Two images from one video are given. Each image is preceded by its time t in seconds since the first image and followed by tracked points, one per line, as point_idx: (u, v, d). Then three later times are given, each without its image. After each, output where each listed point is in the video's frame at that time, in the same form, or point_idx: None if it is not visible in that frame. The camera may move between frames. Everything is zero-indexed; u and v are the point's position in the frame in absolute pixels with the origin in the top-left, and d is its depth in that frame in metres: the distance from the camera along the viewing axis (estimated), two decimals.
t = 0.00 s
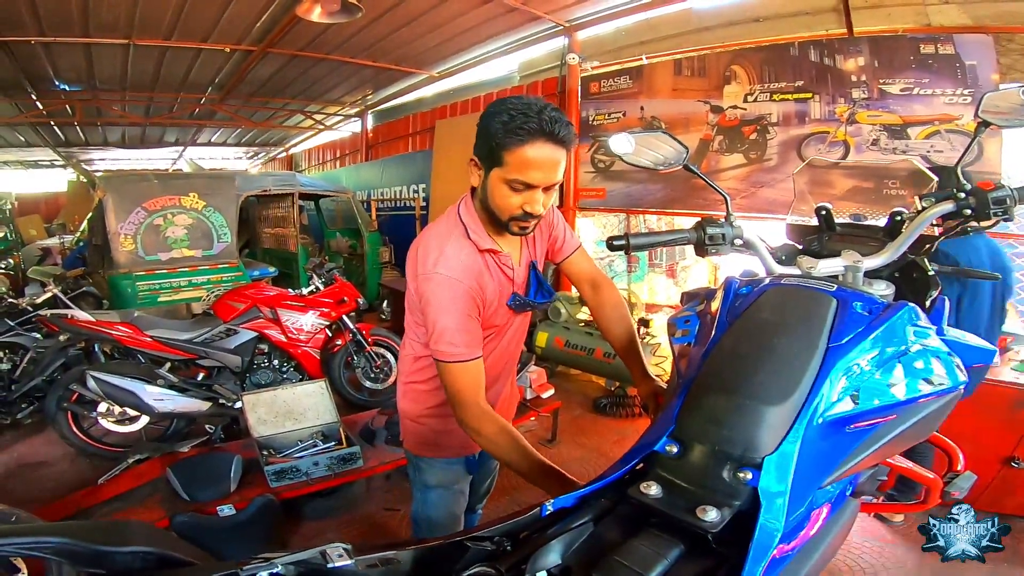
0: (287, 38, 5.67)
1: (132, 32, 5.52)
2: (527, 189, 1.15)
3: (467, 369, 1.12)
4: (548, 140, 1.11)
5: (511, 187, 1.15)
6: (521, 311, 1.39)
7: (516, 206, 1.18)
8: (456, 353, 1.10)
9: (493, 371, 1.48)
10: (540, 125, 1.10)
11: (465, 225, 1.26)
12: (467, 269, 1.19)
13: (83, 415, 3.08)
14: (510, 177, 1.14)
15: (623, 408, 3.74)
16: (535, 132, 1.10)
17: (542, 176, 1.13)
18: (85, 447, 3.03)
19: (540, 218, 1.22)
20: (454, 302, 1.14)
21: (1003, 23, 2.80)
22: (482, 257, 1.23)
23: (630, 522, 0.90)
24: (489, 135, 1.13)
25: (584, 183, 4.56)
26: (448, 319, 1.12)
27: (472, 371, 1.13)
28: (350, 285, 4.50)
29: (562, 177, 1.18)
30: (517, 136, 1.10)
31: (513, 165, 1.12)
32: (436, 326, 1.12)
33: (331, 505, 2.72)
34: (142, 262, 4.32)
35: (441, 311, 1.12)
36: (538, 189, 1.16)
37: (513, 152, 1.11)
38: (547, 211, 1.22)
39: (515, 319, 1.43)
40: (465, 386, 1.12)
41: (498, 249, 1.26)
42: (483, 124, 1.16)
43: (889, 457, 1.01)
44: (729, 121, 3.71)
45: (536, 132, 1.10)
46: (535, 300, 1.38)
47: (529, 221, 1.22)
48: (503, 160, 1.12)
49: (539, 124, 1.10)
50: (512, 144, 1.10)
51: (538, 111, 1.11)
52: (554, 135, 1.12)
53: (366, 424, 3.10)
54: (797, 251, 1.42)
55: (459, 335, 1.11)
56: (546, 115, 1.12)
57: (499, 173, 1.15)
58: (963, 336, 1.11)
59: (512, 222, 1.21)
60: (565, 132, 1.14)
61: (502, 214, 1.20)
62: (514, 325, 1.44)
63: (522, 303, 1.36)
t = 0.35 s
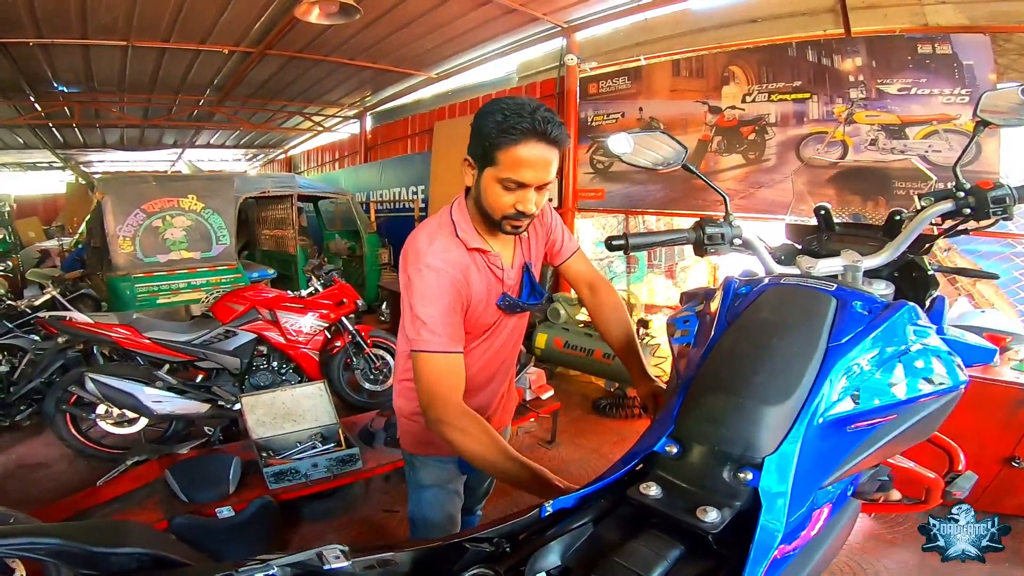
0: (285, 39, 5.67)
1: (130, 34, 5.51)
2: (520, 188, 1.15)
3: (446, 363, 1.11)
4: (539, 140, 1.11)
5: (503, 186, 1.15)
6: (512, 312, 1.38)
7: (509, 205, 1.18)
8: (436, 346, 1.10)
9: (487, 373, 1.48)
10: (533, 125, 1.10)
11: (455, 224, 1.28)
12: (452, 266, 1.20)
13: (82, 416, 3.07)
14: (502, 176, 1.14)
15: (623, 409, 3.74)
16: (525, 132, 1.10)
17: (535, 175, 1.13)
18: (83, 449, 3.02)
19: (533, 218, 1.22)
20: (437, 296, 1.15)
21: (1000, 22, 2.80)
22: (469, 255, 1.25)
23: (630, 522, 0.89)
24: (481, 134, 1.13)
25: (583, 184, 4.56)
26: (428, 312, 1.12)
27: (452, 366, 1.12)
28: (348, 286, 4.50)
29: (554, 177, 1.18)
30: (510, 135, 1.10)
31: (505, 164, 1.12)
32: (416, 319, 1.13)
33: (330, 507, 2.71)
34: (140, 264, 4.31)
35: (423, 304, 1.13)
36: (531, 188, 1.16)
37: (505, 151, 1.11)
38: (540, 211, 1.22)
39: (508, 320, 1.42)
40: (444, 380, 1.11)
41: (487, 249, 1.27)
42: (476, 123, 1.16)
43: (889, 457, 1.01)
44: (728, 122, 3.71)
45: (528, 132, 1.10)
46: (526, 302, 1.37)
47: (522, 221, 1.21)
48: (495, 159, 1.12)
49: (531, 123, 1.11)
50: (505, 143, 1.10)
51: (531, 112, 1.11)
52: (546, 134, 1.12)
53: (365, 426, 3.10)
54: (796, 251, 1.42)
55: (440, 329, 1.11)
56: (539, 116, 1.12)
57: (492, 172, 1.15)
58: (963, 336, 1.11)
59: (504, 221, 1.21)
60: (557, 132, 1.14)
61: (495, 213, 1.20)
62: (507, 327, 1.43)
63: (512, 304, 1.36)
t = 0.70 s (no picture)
0: (277, 40, 5.65)
1: (120, 35, 5.47)
2: (511, 184, 1.16)
3: (435, 355, 1.10)
4: (529, 136, 1.12)
5: (495, 182, 1.16)
6: (502, 311, 1.38)
7: (500, 202, 1.18)
8: (424, 338, 1.10)
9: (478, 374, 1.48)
10: (523, 121, 1.11)
11: (443, 222, 1.29)
12: (439, 261, 1.21)
13: (74, 421, 3.05)
14: (492, 173, 1.14)
15: (619, 410, 3.74)
16: (516, 128, 1.10)
17: (525, 171, 1.14)
18: (75, 454, 2.99)
19: (523, 214, 1.22)
20: (425, 290, 1.15)
21: (988, 23, 2.84)
22: (457, 251, 1.26)
23: (630, 526, 0.89)
24: (470, 132, 1.14)
25: (577, 185, 4.57)
26: (415, 303, 1.13)
27: (443, 358, 1.11)
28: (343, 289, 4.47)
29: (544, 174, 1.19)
30: (500, 132, 1.10)
31: (495, 160, 1.12)
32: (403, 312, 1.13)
33: (327, 510, 2.70)
34: (131, 267, 4.28)
35: (412, 297, 1.14)
36: (521, 184, 1.17)
37: (495, 147, 1.11)
38: (529, 208, 1.22)
39: (498, 320, 1.42)
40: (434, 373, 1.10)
41: (475, 245, 1.28)
42: (465, 121, 1.16)
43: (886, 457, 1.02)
44: (720, 122, 3.73)
45: (518, 128, 1.11)
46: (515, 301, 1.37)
47: (512, 217, 1.22)
48: (484, 156, 1.13)
49: (520, 120, 1.11)
50: (496, 140, 1.10)
51: (520, 109, 1.12)
52: (534, 131, 1.13)
53: (361, 429, 3.09)
54: (790, 251, 1.43)
55: (427, 321, 1.11)
56: (526, 113, 1.12)
57: (482, 169, 1.15)
58: (956, 336, 1.12)
59: (495, 217, 1.21)
60: (546, 129, 1.14)
61: (485, 210, 1.21)
62: (497, 327, 1.43)
63: (499, 303, 1.35)
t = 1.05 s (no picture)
0: (265, 49, 5.67)
1: (106, 44, 5.46)
2: (507, 183, 1.19)
3: (432, 357, 1.13)
4: (524, 139, 1.15)
5: (492, 182, 1.19)
6: (492, 311, 1.40)
7: (495, 201, 1.21)
8: (423, 340, 1.12)
9: (466, 378, 1.50)
10: (518, 125, 1.14)
11: (438, 221, 1.31)
12: (436, 262, 1.23)
13: (62, 432, 3.03)
14: (490, 173, 1.17)
15: (609, 414, 3.77)
16: (513, 131, 1.14)
17: (521, 171, 1.17)
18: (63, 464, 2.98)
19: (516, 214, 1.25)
20: (424, 290, 1.17)
21: (962, 27, 2.91)
22: (452, 251, 1.28)
23: (611, 525, 0.92)
24: (468, 135, 1.17)
25: (565, 192, 4.61)
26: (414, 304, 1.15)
27: (439, 360, 1.14)
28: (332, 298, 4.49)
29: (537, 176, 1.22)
30: (498, 134, 1.14)
31: (492, 161, 1.15)
32: (402, 312, 1.15)
33: (318, 518, 2.69)
34: (118, 277, 4.27)
35: (411, 297, 1.16)
36: (516, 184, 1.20)
37: (493, 150, 1.14)
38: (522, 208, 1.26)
39: (487, 322, 1.45)
40: (431, 376, 1.13)
41: (468, 246, 1.31)
42: (461, 125, 1.19)
43: (858, 455, 1.06)
44: (705, 128, 3.78)
45: (514, 131, 1.14)
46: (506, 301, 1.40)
47: (505, 217, 1.25)
48: (482, 157, 1.16)
49: (515, 123, 1.15)
50: (493, 143, 1.14)
51: (516, 114, 1.16)
52: (528, 134, 1.16)
53: (352, 437, 3.10)
54: (768, 256, 1.47)
55: (426, 322, 1.14)
56: (522, 117, 1.16)
57: (479, 170, 1.18)
58: (926, 338, 1.15)
59: (490, 216, 1.24)
60: (539, 133, 1.18)
61: (480, 210, 1.24)
62: (486, 330, 1.46)
63: (491, 304, 1.38)
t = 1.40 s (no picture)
0: (250, 45, 5.61)
1: (86, 38, 5.36)
2: (499, 181, 1.20)
3: (425, 354, 1.13)
4: (515, 137, 1.17)
5: (484, 179, 1.19)
6: (480, 308, 1.42)
7: (487, 198, 1.22)
8: (417, 337, 1.13)
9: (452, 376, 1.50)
10: (512, 123, 1.16)
11: (428, 217, 1.31)
12: (429, 258, 1.23)
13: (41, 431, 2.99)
14: (482, 170, 1.18)
15: (595, 412, 3.80)
16: (503, 130, 1.15)
17: (513, 169, 1.18)
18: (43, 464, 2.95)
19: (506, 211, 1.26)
20: (417, 286, 1.17)
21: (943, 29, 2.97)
22: (443, 247, 1.28)
23: (596, 521, 0.94)
24: (462, 132, 1.17)
25: (552, 190, 4.63)
26: (408, 301, 1.15)
27: (431, 357, 1.14)
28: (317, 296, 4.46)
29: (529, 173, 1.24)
30: (492, 131, 1.14)
31: (485, 158, 1.16)
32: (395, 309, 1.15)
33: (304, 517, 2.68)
34: (97, 274, 4.20)
35: (404, 294, 1.16)
36: (507, 181, 1.21)
37: (486, 146, 1.15)
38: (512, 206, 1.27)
39: (474, 320, 1.46)
40: (425, 372, 1.14)
41: (458, 242, 1.31)
42: (455, 122, 1.20)
43: (834, 451, 1.08)
44: (690, 127, 3.82)
45: (506, 129, 1.15)
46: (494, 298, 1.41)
47: (496, 214, 1.26)
48: (475, 153, 1.17)
49: (507, 122, 1.16)
50: (486, 139, 1.14)
51: (509, 113, 1.17)
52: (521, 133, 1.18)
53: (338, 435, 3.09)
54: (750, 255, 1.49)
55: (419, 319, 1.14)
56: (515, 116, 1.17)
57: (472, 166, 1.19)
58: (901, 336, 1.18)
59: (480, 213, 1.25)
60: (530, 132, 1.19)
61: (471, 207, 1.24)
62: (472, 328, 1.46)
63: (479, 300, 1.39)
